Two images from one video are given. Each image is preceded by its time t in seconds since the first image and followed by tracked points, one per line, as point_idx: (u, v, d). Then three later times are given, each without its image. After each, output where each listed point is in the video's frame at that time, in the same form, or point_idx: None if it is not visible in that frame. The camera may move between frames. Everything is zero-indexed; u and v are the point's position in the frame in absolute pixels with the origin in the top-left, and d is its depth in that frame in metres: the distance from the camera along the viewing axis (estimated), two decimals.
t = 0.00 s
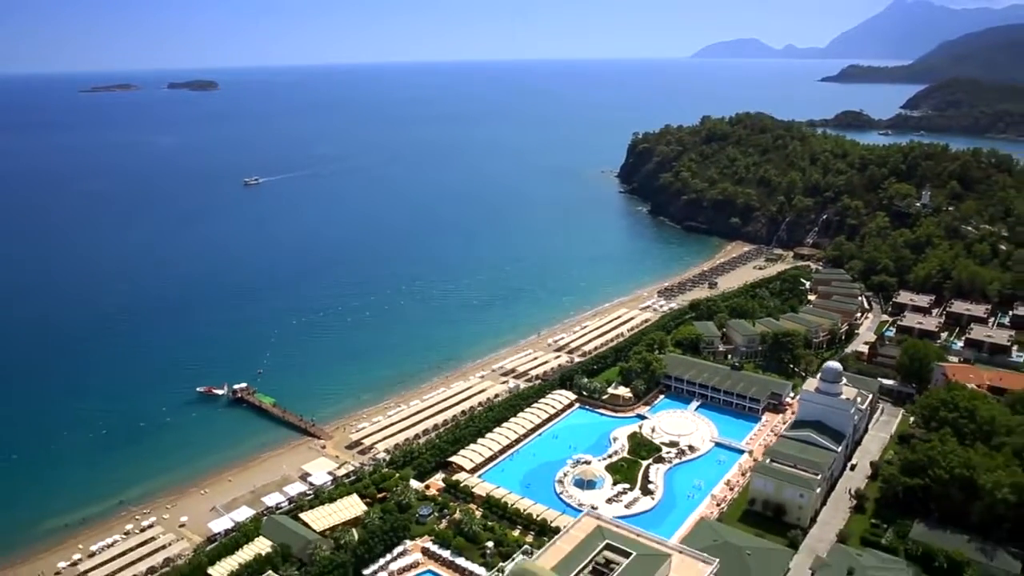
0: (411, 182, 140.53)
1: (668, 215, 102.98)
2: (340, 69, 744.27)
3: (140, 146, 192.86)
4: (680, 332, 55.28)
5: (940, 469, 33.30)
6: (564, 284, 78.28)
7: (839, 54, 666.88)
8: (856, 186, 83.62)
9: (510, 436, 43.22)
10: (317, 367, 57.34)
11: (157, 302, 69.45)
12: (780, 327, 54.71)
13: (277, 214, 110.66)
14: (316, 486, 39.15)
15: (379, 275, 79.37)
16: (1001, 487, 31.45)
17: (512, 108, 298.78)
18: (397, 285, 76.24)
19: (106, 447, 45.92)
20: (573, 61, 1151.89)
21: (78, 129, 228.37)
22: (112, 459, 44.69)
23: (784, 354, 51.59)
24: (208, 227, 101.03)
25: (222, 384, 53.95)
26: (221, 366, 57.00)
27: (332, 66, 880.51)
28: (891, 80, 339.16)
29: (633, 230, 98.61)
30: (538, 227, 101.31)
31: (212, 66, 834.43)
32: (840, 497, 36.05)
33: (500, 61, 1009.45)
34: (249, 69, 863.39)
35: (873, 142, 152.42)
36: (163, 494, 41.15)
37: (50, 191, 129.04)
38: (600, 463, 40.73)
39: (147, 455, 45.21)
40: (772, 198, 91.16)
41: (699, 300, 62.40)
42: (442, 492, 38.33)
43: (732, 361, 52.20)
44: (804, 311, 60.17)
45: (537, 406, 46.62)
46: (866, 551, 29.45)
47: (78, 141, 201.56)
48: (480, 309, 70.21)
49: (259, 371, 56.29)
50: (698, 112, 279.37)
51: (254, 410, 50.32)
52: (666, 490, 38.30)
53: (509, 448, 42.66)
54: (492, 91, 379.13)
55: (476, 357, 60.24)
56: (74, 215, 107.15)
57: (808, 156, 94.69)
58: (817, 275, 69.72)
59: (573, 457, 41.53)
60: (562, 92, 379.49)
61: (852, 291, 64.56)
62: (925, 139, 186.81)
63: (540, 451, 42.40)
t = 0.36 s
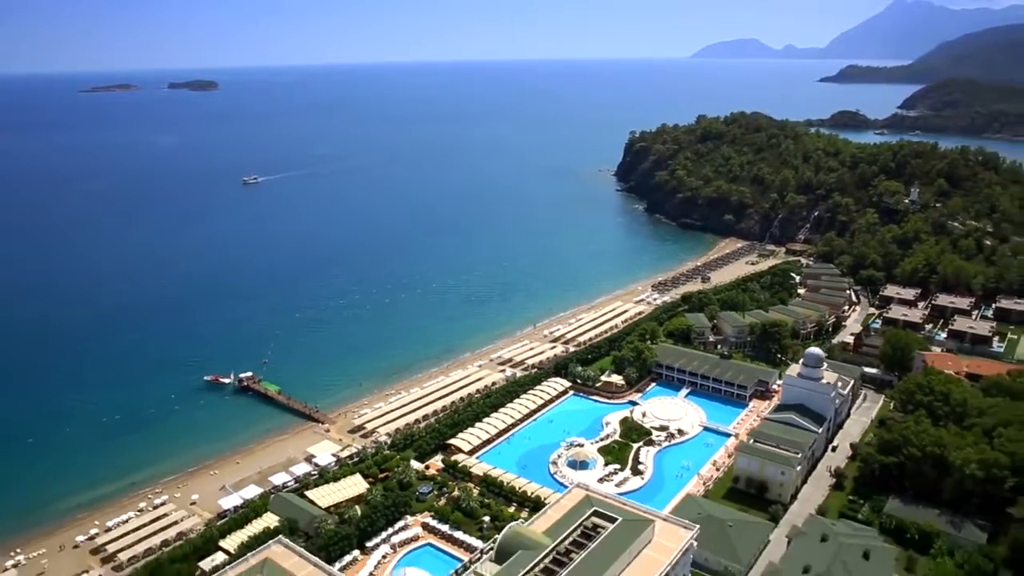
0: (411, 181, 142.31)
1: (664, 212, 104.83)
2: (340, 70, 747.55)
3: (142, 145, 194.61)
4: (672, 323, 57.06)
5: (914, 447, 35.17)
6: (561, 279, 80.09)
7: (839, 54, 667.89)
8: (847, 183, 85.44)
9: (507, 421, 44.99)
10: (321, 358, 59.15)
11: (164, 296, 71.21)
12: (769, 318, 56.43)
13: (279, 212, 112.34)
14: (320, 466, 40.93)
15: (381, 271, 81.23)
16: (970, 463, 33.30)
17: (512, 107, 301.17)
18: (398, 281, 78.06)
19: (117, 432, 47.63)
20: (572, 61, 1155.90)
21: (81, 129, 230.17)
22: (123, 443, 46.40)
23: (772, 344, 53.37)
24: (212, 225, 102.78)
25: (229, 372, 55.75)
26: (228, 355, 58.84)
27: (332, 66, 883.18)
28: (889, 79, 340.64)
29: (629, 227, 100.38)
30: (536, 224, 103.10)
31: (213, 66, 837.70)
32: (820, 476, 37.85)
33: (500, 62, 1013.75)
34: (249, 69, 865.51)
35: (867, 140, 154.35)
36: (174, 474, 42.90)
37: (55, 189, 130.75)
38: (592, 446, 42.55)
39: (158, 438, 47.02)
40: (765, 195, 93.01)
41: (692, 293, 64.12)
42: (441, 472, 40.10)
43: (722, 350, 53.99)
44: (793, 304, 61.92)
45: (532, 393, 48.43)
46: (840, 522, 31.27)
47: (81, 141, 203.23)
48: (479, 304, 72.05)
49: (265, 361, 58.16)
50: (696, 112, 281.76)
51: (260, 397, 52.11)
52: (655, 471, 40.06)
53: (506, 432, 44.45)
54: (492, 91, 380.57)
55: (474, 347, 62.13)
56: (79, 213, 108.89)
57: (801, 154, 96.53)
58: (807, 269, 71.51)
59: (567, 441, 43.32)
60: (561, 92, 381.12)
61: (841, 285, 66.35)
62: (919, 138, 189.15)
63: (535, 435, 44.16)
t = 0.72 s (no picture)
0: (411, 179, 144.16)
1: (660, 209, 106.65)
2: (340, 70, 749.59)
3: (143, 144, 196.26)
4: (663, 315, 58.90)
5: (889, 428, 36.98)
6: (558, 273, 81.92)
7: (839, 54, 668.78)
8: (838, 180, 87.27)
9: (503, 406, 46.84)
10: (324, 348, 60.99)
11: (170, 290, 73.04)
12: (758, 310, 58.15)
13: (281, 210, 114.10)
14: (324, 447, 42.82)
15: (382, 266, 83.03)
16: (941, 442, 35.08)
17: (512, 107, 303.25)
18: (398, 275, 79.88)
19: (127, 417, 49.49)
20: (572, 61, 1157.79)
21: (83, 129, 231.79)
22: (134, 427, 48.28)
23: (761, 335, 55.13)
24: (216, 222, 104.56)
25: (235, 361, 57.59)
26: (233, 346, 60.68)
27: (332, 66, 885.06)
28: (887, 79, 342.00)
29: (625, 224, 102.17)
30: (534, 221, 104.86)
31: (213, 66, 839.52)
32: (801, 457, 39.65)
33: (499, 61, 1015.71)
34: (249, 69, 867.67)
35: (863, 139, 156.00)
36: (185, 456, 44.82)
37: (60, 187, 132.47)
38: (585, 430, 44.35)
39: (167, 424, 48.86)
40: (758, 192, 94.80)
41: (684, 286, 65.90)
42: (439, 454, 41.88)
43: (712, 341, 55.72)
44: (783, 296, 63.71)
45: (528, 381, 50.24)
46: (817, 496, 33.03)
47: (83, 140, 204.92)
48: (478, 298, 73.86)
49: (269, 351, 60.05)
50: (695, 112, 284.01)
51: (265, 385, 53.97)
52: (644, 453, 41.85)
53: (502, 417, 46.26)
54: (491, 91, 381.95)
55: (472, 338, 63.96)
56: (84, 210, 110.57)
57: (794, 152, 98.33)
58: (798, 264, 73.30)
59: (560, 425, 45.10)
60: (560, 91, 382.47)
61: (829, 278, 68.14)
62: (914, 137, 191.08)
63: (530, 420, 45.96)
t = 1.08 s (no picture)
0: (411, 178, 145.98)
1: (656, 206, 108.43)
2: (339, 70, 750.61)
3: (145, 144, 197.88)
4: (656, 307, 60.76)
5: (867, 410, 38.79)
6: (554, 270, 83.76)
7: (839, 54, 670.13)
8: (829, 177, 89.02)
9: (499, 393, 48.62)
10: (327, 341, 62.80)
11: (176, 285, 74.86)
12: (748, 302, 59.94)
13: (282, 209, 115.75)
14: (327, 431, 44.60)
15: (382, 263, 84.85)
16: (915, 423, 36.89)
17: (511, 107, 304.74)
18: (398, 272, 81.66)
19: (137, 405, 51.31)
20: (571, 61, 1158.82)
21: (85, 128, 233.46)
22: (144, 414, 50.11)
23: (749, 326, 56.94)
24: (219, 221, 106.38)
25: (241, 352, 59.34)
26: (239, 338, 62.51)
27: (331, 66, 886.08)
28: (885, 79, 343.21)
29: (621, 221, 103.95)
30: (532, 219, 106.60)
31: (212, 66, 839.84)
32: (785, 439, 41.43)
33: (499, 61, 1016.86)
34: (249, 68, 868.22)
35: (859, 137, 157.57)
36: (193, 440, 46.63)
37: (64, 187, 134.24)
38: (579, 415, 46.10)
39: (176, 410, 50.71)
40: (752, 189, 96.60)
41: (677, 280, 67.65)
42: (438, 437, 43.66)
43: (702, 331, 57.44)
44: (773, 289, 65.46)
45: (524, 369, 52.04)
46: (796, 472, 34.78)
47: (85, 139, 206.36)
48: (476, 293, 75.63)
49: (274, 343, 61.92)
50: (693, 111, 285.78)
51: (270, 374, 55.80)
52: (635, 436, 43.60)
53: (499, 403, 48.04)
54: (490, 92, 383.20)
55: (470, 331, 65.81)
56: (90, 209, 112.30)
57: (787, 150, 100.09)
58: (788, 258, 75.12)
59: (555, 411, 46.85)
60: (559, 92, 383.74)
61: (819, 272, 69.88)
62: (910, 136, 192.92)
63: (526, 406, 47.75)
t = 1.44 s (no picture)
0: (411, 178, 147.76)
1: (652, 203, 110.20)
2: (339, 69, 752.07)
3: (147, 143, 199.66)
4: (649, 299, 62.56)
5: (846, 393, 40.65)
6: (552, 264, 85.56)
7: (839, 54, 671.10)
8: (821, 174, 90.84)
9: (496, 380, 50.48)
10: (330, 333, 64.70)
11: (182, 280, 76.74)
12: (738, 294, 61.77)
13: (284, 207, 117.59)
14: (330, 416, 46.48)
15: (383, 258, 86.64)
16: (891, 405, 38.81)
17: (510, 107, 306.19)
18: (399, 267, 83.50)
19: (147, 392, 53.18)
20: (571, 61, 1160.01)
21: (87, 127, 235.01)
22: (154, 401, 51.99)
23: (739, 317, 58.85)
24: (222, 218, 108.23)
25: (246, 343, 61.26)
26: (244, 330, 64.41)
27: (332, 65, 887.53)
28: (883, 79, 344.18)
29: (617, 218, 105.76)
30: (530, 216, 108.42)
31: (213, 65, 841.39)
32: (769, 422, 43.29)
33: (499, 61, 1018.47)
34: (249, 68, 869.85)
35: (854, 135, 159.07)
36: (202, 425, 48.54)
37: (69, 185, 136.10)
38: (572, 401, 47.95)
39: (184, 397, 52.57)
40: (746, 186, 98.40)
41: (670, 274, 69.46)
42: (437, 421, 45.54)
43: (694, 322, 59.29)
44: (763, 283, 67.32)
45: (520, 358, 53.90)
46: (776, 450, 36.66)
47: (88, 138, 208.03)
48: (475, 288, 77.43)
49: (278, 334, 63.79)
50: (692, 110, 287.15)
51: (275, 363, 57.69)
52: (626, 420, 45.44)
53: (495, 389, 49.91)
54: (490, 91, 384.53)
55: (469, 322, 67.70)
56: (95, 208, 114.14)
57: (781, 148, 101.87)
58: (779, 253, 76.93)
59: (549, 397, 48.69)
60: (559, 92, 385.09)
61: (808, 266, 71.71)
62: (905, 135, 194.56)
63: (521, 393, 49.63)
